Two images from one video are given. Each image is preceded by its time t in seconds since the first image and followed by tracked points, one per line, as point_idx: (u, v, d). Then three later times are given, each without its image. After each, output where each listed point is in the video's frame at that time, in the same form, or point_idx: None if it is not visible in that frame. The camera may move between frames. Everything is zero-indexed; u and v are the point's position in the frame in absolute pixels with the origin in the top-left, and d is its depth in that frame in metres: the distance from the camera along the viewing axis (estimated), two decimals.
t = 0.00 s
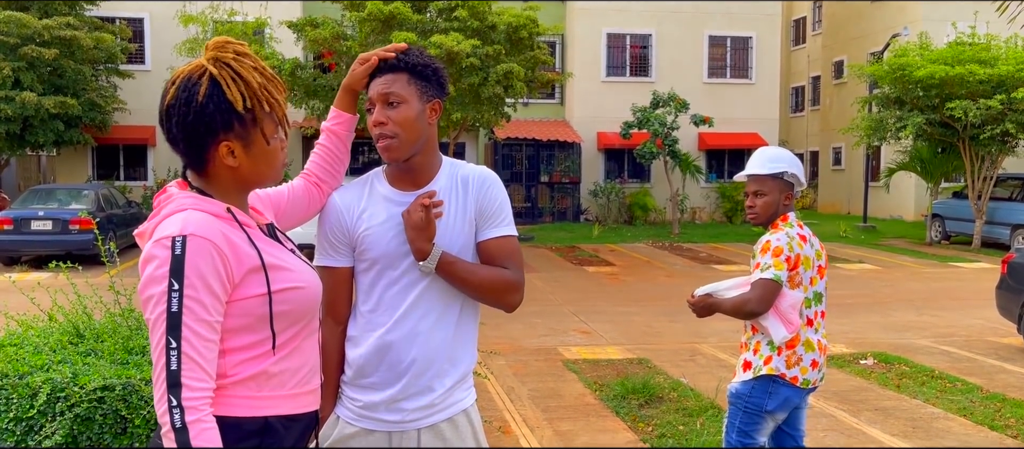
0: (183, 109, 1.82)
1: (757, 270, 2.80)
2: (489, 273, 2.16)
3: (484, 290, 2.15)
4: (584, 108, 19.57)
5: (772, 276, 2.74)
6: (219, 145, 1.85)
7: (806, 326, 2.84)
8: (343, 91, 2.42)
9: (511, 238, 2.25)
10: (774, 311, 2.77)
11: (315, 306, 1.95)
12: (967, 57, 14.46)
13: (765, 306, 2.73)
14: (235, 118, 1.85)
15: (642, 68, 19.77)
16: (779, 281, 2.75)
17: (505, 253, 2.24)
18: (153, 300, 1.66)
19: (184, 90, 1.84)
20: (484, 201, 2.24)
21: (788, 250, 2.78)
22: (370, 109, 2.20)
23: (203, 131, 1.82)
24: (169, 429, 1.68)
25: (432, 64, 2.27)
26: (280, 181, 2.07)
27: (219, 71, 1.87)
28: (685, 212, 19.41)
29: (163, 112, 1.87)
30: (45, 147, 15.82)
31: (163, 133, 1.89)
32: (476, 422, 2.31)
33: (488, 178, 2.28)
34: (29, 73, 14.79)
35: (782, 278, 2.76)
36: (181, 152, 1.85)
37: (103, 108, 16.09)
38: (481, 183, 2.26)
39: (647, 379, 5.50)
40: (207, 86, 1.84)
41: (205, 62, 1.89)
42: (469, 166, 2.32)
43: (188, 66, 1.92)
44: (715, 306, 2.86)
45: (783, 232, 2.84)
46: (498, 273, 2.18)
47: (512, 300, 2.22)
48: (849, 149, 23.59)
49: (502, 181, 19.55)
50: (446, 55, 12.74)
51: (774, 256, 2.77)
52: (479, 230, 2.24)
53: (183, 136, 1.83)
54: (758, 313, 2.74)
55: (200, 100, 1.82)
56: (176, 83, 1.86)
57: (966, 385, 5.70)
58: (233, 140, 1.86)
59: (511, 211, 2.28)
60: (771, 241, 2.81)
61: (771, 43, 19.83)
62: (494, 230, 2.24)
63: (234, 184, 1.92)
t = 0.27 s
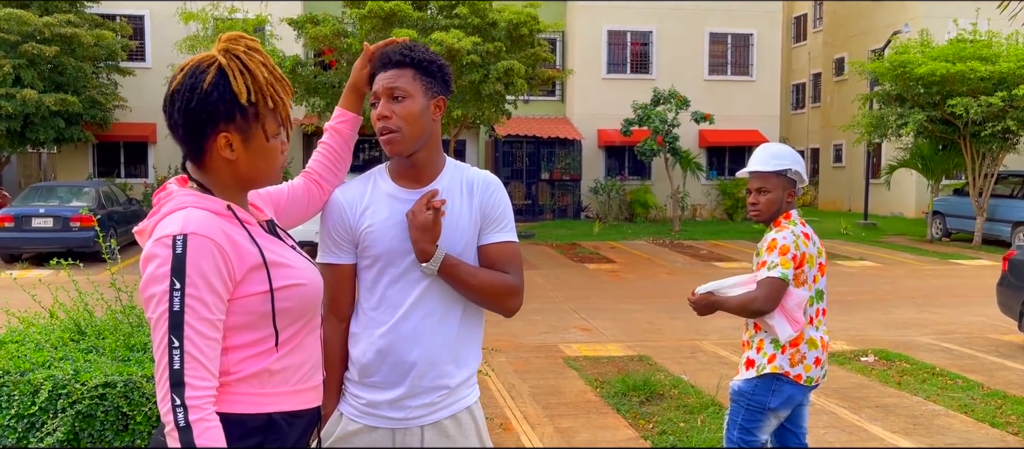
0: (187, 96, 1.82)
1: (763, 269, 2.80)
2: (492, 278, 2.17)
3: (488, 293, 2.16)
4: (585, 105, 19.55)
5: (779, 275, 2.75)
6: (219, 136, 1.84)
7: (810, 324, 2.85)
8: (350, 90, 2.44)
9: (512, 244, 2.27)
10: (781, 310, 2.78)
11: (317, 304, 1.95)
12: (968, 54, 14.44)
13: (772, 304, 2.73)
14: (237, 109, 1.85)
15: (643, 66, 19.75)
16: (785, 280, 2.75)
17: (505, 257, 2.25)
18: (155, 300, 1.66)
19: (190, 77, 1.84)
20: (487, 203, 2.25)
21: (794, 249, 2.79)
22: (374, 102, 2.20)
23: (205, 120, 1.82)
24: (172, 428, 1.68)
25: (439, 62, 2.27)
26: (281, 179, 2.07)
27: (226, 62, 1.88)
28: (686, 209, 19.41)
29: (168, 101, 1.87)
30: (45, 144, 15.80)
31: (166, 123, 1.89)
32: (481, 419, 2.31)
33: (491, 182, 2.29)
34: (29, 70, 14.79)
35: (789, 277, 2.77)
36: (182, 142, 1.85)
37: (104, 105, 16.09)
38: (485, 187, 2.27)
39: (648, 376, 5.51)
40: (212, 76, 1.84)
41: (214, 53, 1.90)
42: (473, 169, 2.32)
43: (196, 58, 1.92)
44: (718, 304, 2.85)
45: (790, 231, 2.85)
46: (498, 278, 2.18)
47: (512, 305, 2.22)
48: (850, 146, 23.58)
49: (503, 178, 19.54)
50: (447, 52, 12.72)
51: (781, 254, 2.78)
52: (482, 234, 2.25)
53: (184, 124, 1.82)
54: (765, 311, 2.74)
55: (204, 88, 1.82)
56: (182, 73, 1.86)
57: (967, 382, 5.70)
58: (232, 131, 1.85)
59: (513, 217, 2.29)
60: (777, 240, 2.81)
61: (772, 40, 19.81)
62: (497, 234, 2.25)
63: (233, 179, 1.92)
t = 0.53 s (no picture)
0: (187, 90, 1.82)
1: (770, 271, 2.79)
2: (495, 277, 2.17)
3: (492, 292, 2.17)
4: (586, 103, 19.54)
5: (789, 276, 2.75)
6: (220, 129, 1.84)
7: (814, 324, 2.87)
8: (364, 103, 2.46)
9: (514, 243, 2.27)
10: (789, 311, 2.79)
11: (320, 303, 1.95)
12: (969, 52, 14.43)
13: (782, 306, 2.74)
14: (236, 102, 1.85)
15: (643, 64, 19.74)
16: (794, 281, 2.76)
17: (506, 255, 2.25)
18: (160, 299, 1.66)
19: (189, 72, 1.85)
20: (489, 203, 2.26)
21: (802, 250, 2.80)
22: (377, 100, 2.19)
23: (205, 113, 1.82)
24: (177, 428, 1.68)
25: (441, 59, 2.27)
26: (284, 176, 2.07)
27: (225, 55, 1.88)
28: (686, 208, 19.40)
29: (168, 97, 1.87)
30: (46, 142, 15.80)
31: (167, 118, 1.89)
32: (482, 418, 2.31)
33: (492, 181, 2.29)
34: (30, 68, 14.79)
35: (797, 278, 2.78)
36: (183, 137, 1.85)
37: (104, 103, 16.09)
38: (486, 186, 2.27)
39: (649, 374, 5.51)
40: (211, 69, 1.84)
41: (214, 48, 1.90)
42: (474, 168, 2.32)
43: (197, 54, 1.92)
44: (722, 305, 2.84)
45: (796, 231, 2.85)
46: (500, 277, 2.18)
47: (513, 303, 2.22)
48: (851, 144, 23.57)
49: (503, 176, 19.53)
50: (448, 50, 12.71)
51: (789, 256, 2.78)
52: (485, 233, 2.25)
53: (185, 118, 1.82)
54: (775, 313, 2.74)
55: (204, 82, 1.82)
56: (182, 68, 1.86)
57: (968, 380, 5.70)
58: (232, 124, 1.85)
59: (514, 216, 2.29)
60: (785, 241, 2.81)
61: (773, 38, 19.79)
62: (499, 233, 2.26)
63: (235, 175, 1.92)
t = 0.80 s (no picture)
0: (192, 83, 1.82)
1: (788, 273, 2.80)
2: (496, 278, 2.18)
3: (494, 293, 2.17)
4: (586, 103, 19.53)
5: (807, 278, 2.79)
6: (225, 122, 1.84)
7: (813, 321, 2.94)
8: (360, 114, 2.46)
9: (514, 244, 2.28)
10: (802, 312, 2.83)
11: (322, 305, 1.96)
12: (970, 52, 14.42)
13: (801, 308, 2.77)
14: (240, 94, 1.86)
15: (644, 63, 19.73)
16: (809, 283, 2.81)
17: (507, 256, 2.26)
18: (164, 302, 1.66)
19: (192, 66, 1.85)
20: (490, 204, 2.26)
21: (815, 252, 2.86)
22: (393, 96, 2.19)
23: (209, 105, 1.82)
24: (181, 432, 1.68)
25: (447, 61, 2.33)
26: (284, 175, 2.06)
27: (228, 49, 1.89)
28: (687, 207, 19.40)
29: (169, 91, 1.87)
30: (48, 142, 15.80)
31: (167, 113, 1.89)
32: (484, 416, 2.32)
33: (493, 182, 2.30)
34: (31, 67, 14.81)
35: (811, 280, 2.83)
36: (185, 130, 1.84)
37: (106, 103, 16.11)
38: (487, 188, 2.28)
39: (650, 374, 5.51)
40: (215, 63, 1.85)
41: (216, 41, 1.91)
42: (474, 168, 2.32)
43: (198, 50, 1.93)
44: (733, 306, 2.81)
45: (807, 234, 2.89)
46: (502, 278, 2.20)
47: (514, 305, 2.22)
48: (852, 143, 23.56)
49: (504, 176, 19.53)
50: (448, 50, 12.71)
51: (807, 258, 2.82)
52: (485, 235, 2.26)
53: (188, 110, 1.82)
54: (793, 315, 2.77)
55: (208, 74, 1.83)
56: (185, 62, 1.87)
57: (969, 380, 5.70)
58: (236, 116, 1.86)
59: (515, 218, 2.30)
60: (802, 242, 2.83)
61: (774, 37, 19.79)
62: (501, 234, 2.27)
63: (238, 171, 1.92)
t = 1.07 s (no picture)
0: (200, 81, 1.82)
1: (811, 274, 2.81)
2: (500, 289, 2.19)
3: (497, 305, 2.19)
4: (588, 103, 19.53)
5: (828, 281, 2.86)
6: (234, 120, 1.84)
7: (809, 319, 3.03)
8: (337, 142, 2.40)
9: (511, 256, 2.31)
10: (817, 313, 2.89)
11: (324, 310, 1.95)
12: (971, 53, 14.42)
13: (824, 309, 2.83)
14: (249, 92, 1.86)
15: (645, 63, 19.73)
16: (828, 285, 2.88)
17: (507, 268, 2.30)
18: (167, 310, 1.66)
19: (199, 64, 1.85)
20: (491, 213, 2.28)
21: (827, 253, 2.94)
22: (420, 100, 2.20)
23: (219, 102, 1.81)
24: (183, 440, 1.68)
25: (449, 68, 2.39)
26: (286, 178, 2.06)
27: (235, 48, 1.89)
28: (687, 208, 19.40)
29: (174, 91, 1.86)
30: (49, 142, 15.82)
31: (171, 112, 1.86)
32: (487, 416, 2.32)
33: (496, 190, 2.31)
34: (32, 67, 14.82)
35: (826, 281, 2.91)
36: (192, 128, 1.83)
37: (107, 103, 16.12)
38: (489, 199, 2.28)
39: (651, 374, 5.51)
40: (222, 61, 1.86)
41: (220, 41, 1.91)
42: (475, 173, 2.33)
43: (201, 50, 1.92)
44: (757, 308, 2.79)
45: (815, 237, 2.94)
46: (506, 289, 2.22)
47: (513, 315, 2.25)
48: (853, 144, 23.55)
49: (505, 176, 19.54)
50: (449, 50, 12.71)
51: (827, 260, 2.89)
52: (485, 244, 2.28)
53: (197, 108, 1.81)
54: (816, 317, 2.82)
55: (217, 72, 1.83)
56: (190, 62, 1.86)
57: (970, 381, 5.70)
58: (246, 114, 1.85)
59: (514, 228, 2.33)
60: (822, 245, 2.89)
61: (775, 38, 19.78)
62: (499, 246, 2.29)
63: (243, 171, 1.91)
